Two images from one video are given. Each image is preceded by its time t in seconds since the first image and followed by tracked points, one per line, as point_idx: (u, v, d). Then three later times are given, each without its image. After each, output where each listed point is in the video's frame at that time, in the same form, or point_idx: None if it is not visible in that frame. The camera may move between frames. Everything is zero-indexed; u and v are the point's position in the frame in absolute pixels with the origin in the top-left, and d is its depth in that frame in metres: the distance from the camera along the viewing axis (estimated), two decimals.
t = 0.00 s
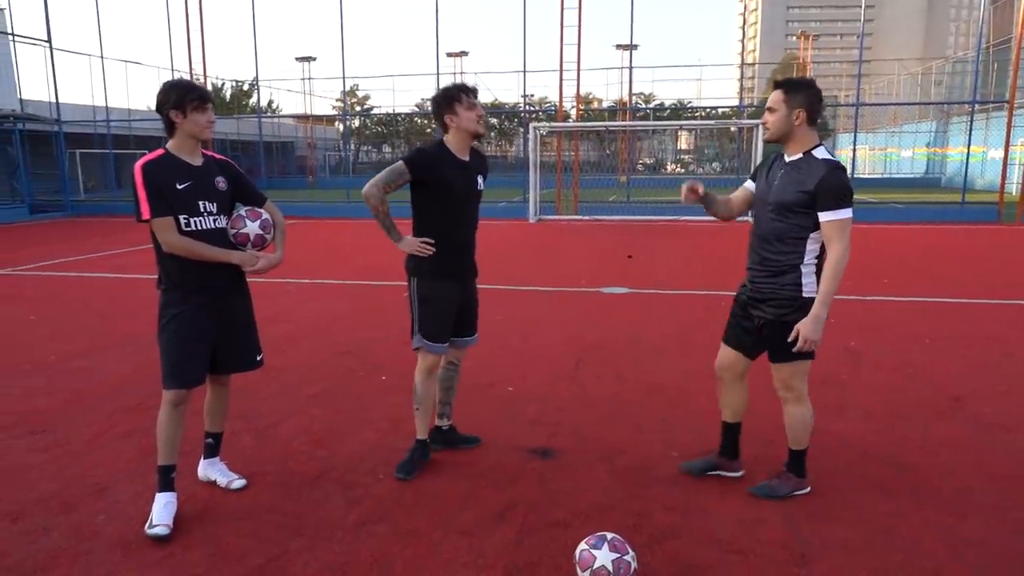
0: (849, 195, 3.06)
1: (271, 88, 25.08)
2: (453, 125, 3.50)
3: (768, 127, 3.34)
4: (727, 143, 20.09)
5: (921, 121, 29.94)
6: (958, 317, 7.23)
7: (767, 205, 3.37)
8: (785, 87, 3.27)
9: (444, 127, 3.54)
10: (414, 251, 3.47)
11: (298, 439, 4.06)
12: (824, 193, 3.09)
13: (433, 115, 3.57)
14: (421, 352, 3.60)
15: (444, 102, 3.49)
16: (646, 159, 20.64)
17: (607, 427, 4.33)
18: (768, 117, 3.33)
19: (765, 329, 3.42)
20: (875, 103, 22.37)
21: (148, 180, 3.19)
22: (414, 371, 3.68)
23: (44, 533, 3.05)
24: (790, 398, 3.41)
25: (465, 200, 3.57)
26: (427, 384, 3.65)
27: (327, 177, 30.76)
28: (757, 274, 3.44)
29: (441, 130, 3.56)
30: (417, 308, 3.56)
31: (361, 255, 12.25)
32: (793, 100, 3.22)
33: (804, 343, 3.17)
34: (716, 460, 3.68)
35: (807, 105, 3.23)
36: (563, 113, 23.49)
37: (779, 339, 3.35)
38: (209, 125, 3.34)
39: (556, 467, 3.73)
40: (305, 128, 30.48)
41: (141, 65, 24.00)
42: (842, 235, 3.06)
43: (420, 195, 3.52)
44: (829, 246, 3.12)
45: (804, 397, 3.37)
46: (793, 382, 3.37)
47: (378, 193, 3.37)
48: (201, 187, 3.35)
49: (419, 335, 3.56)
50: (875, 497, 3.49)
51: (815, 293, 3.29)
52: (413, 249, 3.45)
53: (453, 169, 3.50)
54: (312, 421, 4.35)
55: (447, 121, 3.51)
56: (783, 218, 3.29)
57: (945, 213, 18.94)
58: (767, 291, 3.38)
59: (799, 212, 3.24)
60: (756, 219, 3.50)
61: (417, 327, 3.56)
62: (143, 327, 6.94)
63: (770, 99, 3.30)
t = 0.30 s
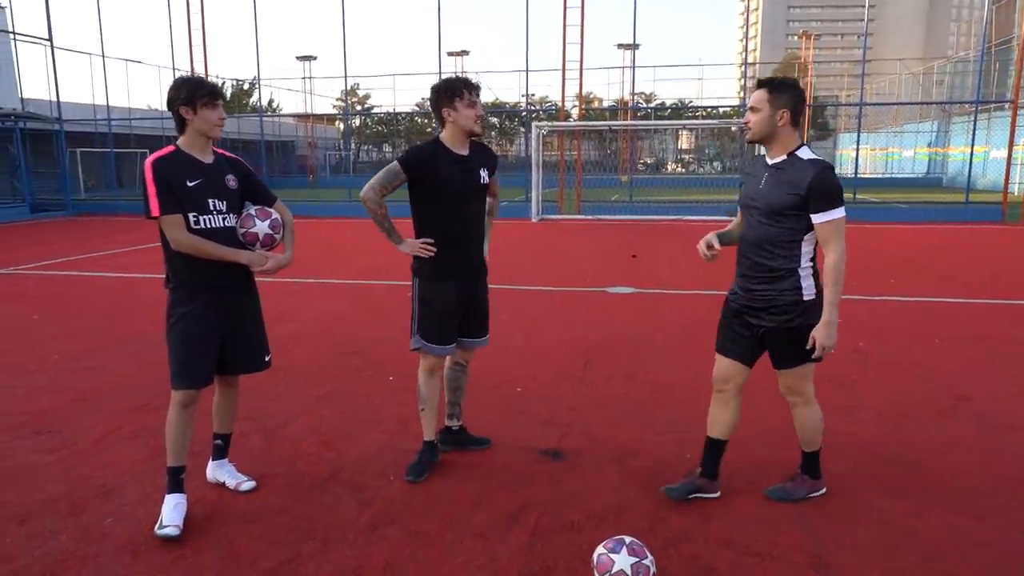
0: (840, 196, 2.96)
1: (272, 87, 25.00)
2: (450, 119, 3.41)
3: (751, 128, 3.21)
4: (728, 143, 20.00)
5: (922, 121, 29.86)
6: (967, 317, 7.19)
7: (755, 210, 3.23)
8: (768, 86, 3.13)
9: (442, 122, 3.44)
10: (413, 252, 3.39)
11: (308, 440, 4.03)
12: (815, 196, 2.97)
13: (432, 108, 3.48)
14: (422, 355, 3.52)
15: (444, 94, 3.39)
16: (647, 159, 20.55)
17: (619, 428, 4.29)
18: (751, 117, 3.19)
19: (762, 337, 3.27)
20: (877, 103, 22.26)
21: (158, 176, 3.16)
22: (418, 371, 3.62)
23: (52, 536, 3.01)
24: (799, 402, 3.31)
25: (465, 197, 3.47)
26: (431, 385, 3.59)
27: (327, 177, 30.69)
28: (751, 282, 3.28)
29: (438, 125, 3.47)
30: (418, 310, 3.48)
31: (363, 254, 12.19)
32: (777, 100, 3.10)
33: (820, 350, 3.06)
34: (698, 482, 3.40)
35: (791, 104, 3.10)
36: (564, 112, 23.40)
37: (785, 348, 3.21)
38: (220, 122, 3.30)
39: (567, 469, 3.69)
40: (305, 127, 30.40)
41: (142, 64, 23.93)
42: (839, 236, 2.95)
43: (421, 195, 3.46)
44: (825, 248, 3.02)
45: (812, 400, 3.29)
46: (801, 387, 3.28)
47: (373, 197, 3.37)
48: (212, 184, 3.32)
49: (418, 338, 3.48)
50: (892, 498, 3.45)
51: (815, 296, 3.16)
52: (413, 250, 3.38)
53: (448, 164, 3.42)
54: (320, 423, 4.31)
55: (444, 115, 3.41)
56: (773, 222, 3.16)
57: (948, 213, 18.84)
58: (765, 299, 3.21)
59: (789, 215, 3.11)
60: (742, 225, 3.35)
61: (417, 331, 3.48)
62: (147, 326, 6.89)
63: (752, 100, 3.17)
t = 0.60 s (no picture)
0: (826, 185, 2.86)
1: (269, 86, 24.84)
2: (454, 123, 3.27)
3: (732, 126, 3.12)
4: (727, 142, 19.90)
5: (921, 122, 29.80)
6: (978, 318, 7.14)
7: (740, 207, 3.12)
8: (746, 82, 3.04)
9: (445, 123, 3.30)
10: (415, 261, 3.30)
11: (320, 443, 3.96)
12: (801, 187, 2.87)
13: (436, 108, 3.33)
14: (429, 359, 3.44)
15: (450, 95, 3.24)
16: (647, 159, 20.44)
17: (635, 431, 4.23)
18: (730, 115, 3.11)
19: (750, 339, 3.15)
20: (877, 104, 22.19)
21: (173, 171, 3.09)
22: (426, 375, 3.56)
23: (63, 542, 2.95)
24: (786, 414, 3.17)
25: (464, 201, 3.34)
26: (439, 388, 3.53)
27: (326, 176, 30.55)
28: (738, 282, 3.16)
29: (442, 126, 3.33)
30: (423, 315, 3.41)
31: (366, 254, 12.11)
32: (756, 96, 3.01)
33: (802, 344, 2.94)
34: (719, 488, 3.33)
35: (770, 99, 3.02)
36: (563, 112, 23.28)
37: (769, 351, 3.09)
38: (238, 118, 3.24)
39: (585, 473, 3.63)
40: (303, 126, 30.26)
41: (139, 62, 23.78)
42: (826, 228, 2.85)
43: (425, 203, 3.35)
44: (814, 243, 2.91)
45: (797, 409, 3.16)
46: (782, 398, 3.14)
47: (378, 209, 3.28)
48: (227, 182, 3.25)
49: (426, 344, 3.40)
50: (915, 504, 3.40)
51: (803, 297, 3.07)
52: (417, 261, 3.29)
53: (452, 170, 3.30)
54: (332, 425, 4.24)
55: (448, 117, 3.27)
56: (759, 217, 3.05)
57: (948, 213, 18.77)
58: (754, 300, 3.10)
59: (777, 209, 3.00)
60: (725, 224, 3.25)
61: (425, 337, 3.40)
62: (150, 326, 6.81)
63: (731, 97, 3.09)
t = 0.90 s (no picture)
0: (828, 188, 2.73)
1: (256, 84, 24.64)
2: (461, 121, 3.19)
3: (729, 123, 3.00)
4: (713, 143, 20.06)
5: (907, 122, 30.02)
6: (979, 318, 7.14)
7: (738, 205, 2.98)
8: (746, 77, 2.93)
9: (452, 122, 3.22)
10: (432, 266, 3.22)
11: (328, 450, 3.87)
12: (804, 187, 2.73)
13: (440, 108, 3.25)
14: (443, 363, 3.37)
15: (452, 94, 3.17)
16: (637, 159, 20.45)
17: (647, 435, 4.17)
18: (729, 111, 2.98)
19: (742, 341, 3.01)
20: (865, 105, 22.30)
21: (174, 170, 2.99)
22: (440, 379, 3.49)
23: (64, 556, 2.84)
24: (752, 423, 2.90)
25: (472, 202, 3.24)
26: (454, 393, 3.46)
27: (315, 176, 30.42)
28: (734, 284, 3.03)
29: (449, 127, 3.25)
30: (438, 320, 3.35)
31: (359, 254, 12.00)
32: (756, 90, 2.89)
33: (773, 336, 2.76)
34: (738, 495, 3.27)
35: (771, 96, 2.89)
36: (553, 112, 23.22)
37: (754, 353, 2.90)
38: (238, 115, 3.14)
39: (601, 480, 3.57)
40: (292, 126, 30.11)
41: (126, 60, 23.47)
42: (824, 230, 2.71)
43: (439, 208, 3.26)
44: (808, 244, 2.76)
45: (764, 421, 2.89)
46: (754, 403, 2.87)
47: (390, 217, 3.23)
48: (227, 182, 3.15)
49: (441, 350, 3.35)
50: (937, 510, 3.36)
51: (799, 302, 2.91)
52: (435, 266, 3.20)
53: (462, 168, 3.20)
54: (337, 431, 4.15)
55: (454, 116, 3.19)
56: (757, 217, 2.90)
57: (935, 214, 18.89)
58: (748, 301, 2.97)
59: (776, 210, 2.86)
60: (723, 223, 3.10)
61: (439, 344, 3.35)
62: (145, 329, 6.67)
63: (730, 92, 2.97)
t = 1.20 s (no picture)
0: (825, 202, 2.57)
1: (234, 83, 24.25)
2: (477, 121, 3.13)
3: (730, 126, 2.84)
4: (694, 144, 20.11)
5: (884, 123, 30.31)
6: (968, 318, 7.18)
7: (728, 212, 2.81)
8: (748, 79, 2.77)
9: (468, 123, 3.17)
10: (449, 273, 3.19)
11: (326, 460, 3.77)
12: (799, 201, 2.57)
13: (457, 110, 3.21)
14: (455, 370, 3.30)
15: (468, 94, 3.13)
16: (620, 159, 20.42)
17: (650, 440, 4.12)
18: (730, 115, 2.82)
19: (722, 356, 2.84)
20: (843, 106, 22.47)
21: (150, 176, 2.86)
22: (450, 388, 3.41)
23: None
24: (727, 443, 2.76)
25: (483, 203, 3.16)
26: (464, 402, 3.38)
27: (294, 176, 30.05)
28: (718, 294, 2.87)
29: (466, 128, 3.21)
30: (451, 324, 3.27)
31: (344, 256, 11.84)
32: (758, 94, 2.72)
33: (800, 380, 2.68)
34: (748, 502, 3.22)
35: (773, 98, 2.72)
36: (535, 113, 23.11)
37: (733, 370, 2.75)
38: (210, 113, 3.01)
39: (607, 487, 3.51)
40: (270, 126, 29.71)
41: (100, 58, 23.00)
42: (820, 248, 2.57)
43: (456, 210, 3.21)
44: (804, 263, 2.62)
45: (742, 442, 2.74)
46: (735, 425, 2.76)
47: (408, 216, 3.26)
48: (206, 185, 3.03)
49: (454, 356, 3.27)
50: (945, 512, 3.34)
51: (782, 317, 2.71)
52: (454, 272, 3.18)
53: (476, 169, 3.14)
54: (334, 440, 4.04)
55: (470, 117, 3.15)
56: (748, 228, 2.74)
57: (914, 214, 19.05)
58: (728, 314, 2.80)
59: (766, 221, 2.69)
60: (712, 229, 2.93)
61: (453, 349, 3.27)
62: (128, 334, 6.50)
63: (731, 94, 2.81)
